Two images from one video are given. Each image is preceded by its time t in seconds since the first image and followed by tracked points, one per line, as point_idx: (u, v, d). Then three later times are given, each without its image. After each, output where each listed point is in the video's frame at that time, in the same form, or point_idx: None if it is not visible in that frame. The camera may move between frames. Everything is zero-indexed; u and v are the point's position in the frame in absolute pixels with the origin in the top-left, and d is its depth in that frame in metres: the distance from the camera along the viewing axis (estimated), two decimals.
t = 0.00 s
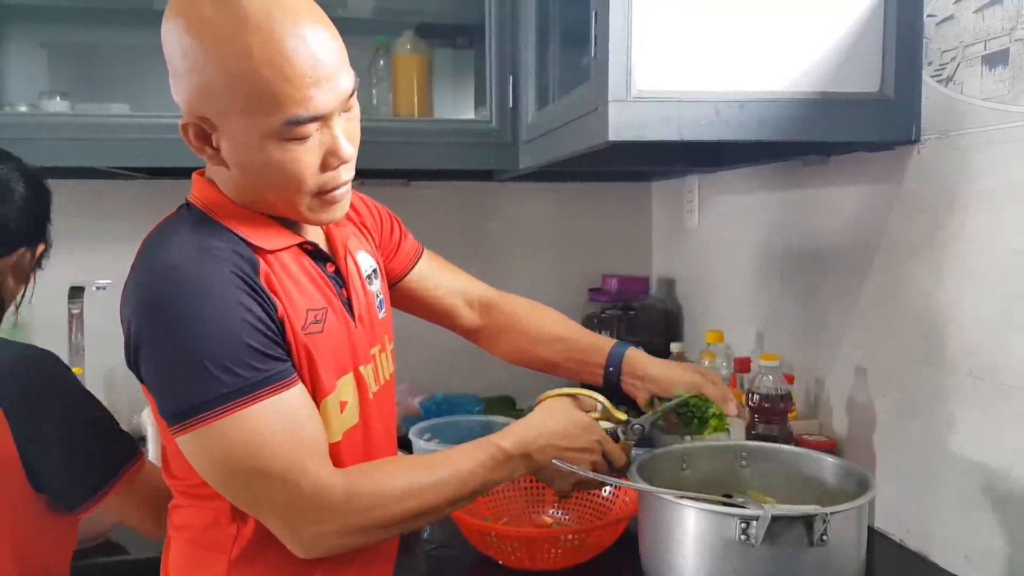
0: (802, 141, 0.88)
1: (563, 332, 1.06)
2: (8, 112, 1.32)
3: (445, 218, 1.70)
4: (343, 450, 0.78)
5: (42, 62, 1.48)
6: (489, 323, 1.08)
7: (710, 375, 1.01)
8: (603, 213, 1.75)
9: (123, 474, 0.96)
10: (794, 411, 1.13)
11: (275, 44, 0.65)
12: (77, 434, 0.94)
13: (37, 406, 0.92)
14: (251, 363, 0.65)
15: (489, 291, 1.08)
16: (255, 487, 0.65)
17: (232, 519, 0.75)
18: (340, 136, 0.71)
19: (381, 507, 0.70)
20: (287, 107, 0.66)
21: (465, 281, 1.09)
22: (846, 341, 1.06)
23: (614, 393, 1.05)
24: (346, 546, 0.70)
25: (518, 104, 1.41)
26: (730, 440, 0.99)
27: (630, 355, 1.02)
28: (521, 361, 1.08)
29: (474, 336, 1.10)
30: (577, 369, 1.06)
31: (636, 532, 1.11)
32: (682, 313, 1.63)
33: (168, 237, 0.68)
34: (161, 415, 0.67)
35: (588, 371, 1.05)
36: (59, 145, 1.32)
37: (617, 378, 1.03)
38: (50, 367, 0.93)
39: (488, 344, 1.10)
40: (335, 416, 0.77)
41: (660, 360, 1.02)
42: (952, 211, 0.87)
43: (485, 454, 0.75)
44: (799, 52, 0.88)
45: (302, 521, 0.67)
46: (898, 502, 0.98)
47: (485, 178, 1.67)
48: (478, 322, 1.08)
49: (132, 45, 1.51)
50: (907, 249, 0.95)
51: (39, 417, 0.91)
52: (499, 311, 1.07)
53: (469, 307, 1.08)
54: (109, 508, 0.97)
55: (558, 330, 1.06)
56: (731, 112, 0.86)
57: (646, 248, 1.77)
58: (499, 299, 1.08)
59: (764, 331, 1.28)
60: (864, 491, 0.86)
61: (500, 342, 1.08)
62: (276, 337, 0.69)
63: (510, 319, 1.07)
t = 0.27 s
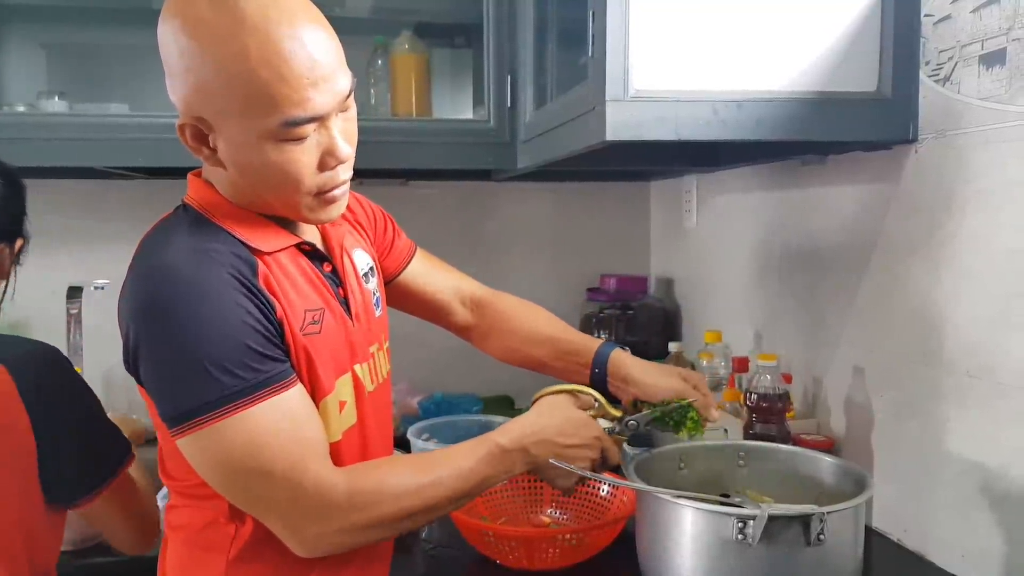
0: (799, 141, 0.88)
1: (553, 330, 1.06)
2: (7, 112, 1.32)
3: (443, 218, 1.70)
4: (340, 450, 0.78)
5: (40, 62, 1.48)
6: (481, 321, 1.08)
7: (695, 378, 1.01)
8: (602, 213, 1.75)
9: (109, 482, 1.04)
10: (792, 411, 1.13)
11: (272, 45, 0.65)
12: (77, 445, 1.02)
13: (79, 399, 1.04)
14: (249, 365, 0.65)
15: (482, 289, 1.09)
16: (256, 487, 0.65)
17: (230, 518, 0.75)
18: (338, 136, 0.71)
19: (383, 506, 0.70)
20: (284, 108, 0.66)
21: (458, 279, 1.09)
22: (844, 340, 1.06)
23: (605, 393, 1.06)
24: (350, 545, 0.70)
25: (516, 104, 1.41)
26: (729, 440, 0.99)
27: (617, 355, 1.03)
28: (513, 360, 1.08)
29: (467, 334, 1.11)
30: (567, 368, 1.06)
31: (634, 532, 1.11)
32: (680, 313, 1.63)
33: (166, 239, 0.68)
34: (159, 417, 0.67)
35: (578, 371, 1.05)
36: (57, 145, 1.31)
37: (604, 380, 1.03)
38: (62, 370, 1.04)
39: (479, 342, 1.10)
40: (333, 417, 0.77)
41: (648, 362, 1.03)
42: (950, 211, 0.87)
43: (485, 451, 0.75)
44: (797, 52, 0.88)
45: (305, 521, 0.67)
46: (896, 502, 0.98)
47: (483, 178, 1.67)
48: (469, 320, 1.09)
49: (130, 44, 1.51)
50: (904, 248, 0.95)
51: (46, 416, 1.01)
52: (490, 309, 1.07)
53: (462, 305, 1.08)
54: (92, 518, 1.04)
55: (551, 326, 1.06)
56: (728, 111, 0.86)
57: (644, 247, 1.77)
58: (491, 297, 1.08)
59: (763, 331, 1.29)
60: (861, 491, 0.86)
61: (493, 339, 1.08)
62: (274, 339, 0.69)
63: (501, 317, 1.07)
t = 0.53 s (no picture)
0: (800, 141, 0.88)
1: (558, 328, 1.06)
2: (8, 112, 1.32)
3: (443, 218, 1.70)
4: (341, 450, 0.78)
5: (40, 62, 1.48)
6: (486, 317, 1.08)
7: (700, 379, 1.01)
8: (603, 213, 1.75)
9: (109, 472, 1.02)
10: (793, 411, 1.13)
11: (277, 46, 0.65)
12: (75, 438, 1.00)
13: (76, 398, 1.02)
14: (252, 366, 0.65)
15: (486, 285, 1.09)
16: (256, 487, 0.65)
17: (232, 518, 0.75)
18: (341, 137, 0.71)
19: (381, 507, 0.70)
20: (288, 109, 0.66)
21: (463, 275, 1.09)
22: (845, 341, 1.06)
23: (606, 393, 1.06)
24: (347, 546, 0.70)
25: (517, 104, 1.41)
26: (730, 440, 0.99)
27: (623, 355, 1.02)
28: (518, 356, 1.09)
29: (471, 330, 1.11)
30: (571, 365, 1.06)
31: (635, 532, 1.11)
32: (681, 313, 1.64)
33: (168, 238, 0.69)
34: (162, 416, 0.68)
35: (582, 368, 1.05)
36: (58, 145, 1.32)
37: (610, 380, 1.03)
38: (54, 366, 1.02)
39: (484, 338, 1.10)
40: (334, 417, 0.77)
41: (652, 364, 1.03)
42: (951, 211, 0.88)
43: (483, 452, 0.76)
44: (798, 52, 0.88)
45: (303, 521, 0.67)
46: (897, 502, 0.98)
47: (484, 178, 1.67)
48: (474, 316, 1.09)
49: (131, 44, 1.51)
50: (905, 248, 0.95)
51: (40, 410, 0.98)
52: (495, 306, 1.07)
53: (467, 301, 1.08)
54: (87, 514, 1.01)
55: (557, 326, 1.06)
56: (730, 112, 0.86)
57: (645, 247, 1.77)
58: (496, 293, 1.08)
59: (763, 331, 1.29)
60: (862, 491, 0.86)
61: (497, 335, 1.08)
62: (277, 339, 0.69)
63: (506, 314, 1.07)
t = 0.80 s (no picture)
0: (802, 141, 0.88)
1: (555, 325, 1.06)
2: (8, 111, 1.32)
3: (444, 218, 1.70)
4: (345, 449, 0.78)
5: (41, 61, 1.48)
6: (484, 313, 1.08)
7: (693, 378, 1.02)
8: (604, 213, 1.75)
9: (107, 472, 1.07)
10: (795, 411, 1.13)
11: (280, 44, 0.65)
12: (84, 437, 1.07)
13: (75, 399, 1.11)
14: (258, 365, 0.65)
15: (484, 281, 1.08)
16: (262, 485, 0.65)
17: (236, 517, 0.75)
18: (345, 135, 0.71)
19: (386, 507, 0.70)
20: (292, 107, 0.66)
21: (462, 271, 1.08)
22: (846, 340, 1.06)
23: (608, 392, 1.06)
24: (352, 545, 0.70)
25: (519, 104, 1.41)
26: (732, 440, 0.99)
27: (617, 355, 1.02)
28: (516, 352, 1.09)
29: (471, 325, 1.11)
30: (569, 361, 1.06)
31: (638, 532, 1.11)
32: (682, 313, 1.64)
33: (174, 236, 0.69)
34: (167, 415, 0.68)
35: (579, 365, 1.05)
36: (59, 144, 1.31)
37: (606, 381, 1.03)
38: (53, 373, 1.14)
39: (483, 333, 1.10)
40: (339, 416, 0.77)
41: (646, 362, 1.03)
42: (953, 211, 0.88)
43: (489, 451, 0.75)
44: (800, 52, 0.88)
45: (308, 520, 0.67)
46: (899, 502, 0.98)
47: (485, 178, 1.67)
48: (473, 312, 1.08)
49: (132, 44, 1.51)
50: (907, 247, 0.95)
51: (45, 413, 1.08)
52: (494, 302, 1.07)
53: (465, 297, 1.08)
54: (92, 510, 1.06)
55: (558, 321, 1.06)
56: (732, 112, 0.86)
57: (646, 247, 1.77)
58: (494, 290, 1.07)
59: (765, 331, 1.29)
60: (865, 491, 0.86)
61: (497, 331, 1.08)
62: (283, 338, 0.69)
63: (504, 310, 1.07)
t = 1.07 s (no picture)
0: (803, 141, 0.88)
1: (558, 327, 1.06)
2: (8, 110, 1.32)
3: (444, 218, 1.70)
4: (337, 453, 0.78)
5: (41, 61, 1.47)
6: (487, 319, 1.08)
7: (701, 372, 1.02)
8: (603, 212, 1.75)
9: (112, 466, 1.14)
10: (795, 411, 1.13)
11: (279, 42, 0.65)
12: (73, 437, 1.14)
13: (77, 398, 1.18)
14: (250, 368, 0.65)
15: (485, 286, 1.09)
16: (250, 491, 0.65)
17: (232, 519, 0.75)
18: (344, 132, 0.71)
19: (374, 514, 0.70)
20: (289, 105, 0.66)
21: (462, 276, 1.09)
22: (846, 340, 1.06)
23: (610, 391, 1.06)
24: (339, 551, 0.70)
25: (518, 103, 1.41)
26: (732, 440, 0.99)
27: (624, 351, 1.03)
28: (519, 357, 1.09)
29: (472, 332, 1.11)
30: (573, 364, 1.06)
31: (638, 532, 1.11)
32: (682, 313, 1.64)
33: (170, 237, 0.68)
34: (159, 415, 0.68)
35: (584, 366, 1.06)
36: (58, 144, 1.31)
37: (613, 376, 1.04)
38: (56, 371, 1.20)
39: (485, 339, 1.10)
40: (333, 418, 0.77)
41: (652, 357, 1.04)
42: (953, 210, 0.87)
43: (480, 460, 0.75)
44: (800, 52, 0.88)
45: (296, 527, 0.67)
46: (899, 501, 0.98)
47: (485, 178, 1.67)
48: (475, 318, 1.09)
49: (132, 43, 1.51)
50: (907, 246, 0.95)
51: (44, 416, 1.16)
52: (495, 307, 1.07)
53: (467, 303, 1.08)
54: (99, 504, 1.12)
55: (561, 324, 1.07)
56: (733, 111, 0.86)
57: (646, 247, 1.77)
58: (495, 295, 1.08)
59: (765, 330, 1.29)
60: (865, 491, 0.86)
61: (500, 336, 1.08)
62: (277, 341, 0.69)
63: (505, 314, 1.07)
